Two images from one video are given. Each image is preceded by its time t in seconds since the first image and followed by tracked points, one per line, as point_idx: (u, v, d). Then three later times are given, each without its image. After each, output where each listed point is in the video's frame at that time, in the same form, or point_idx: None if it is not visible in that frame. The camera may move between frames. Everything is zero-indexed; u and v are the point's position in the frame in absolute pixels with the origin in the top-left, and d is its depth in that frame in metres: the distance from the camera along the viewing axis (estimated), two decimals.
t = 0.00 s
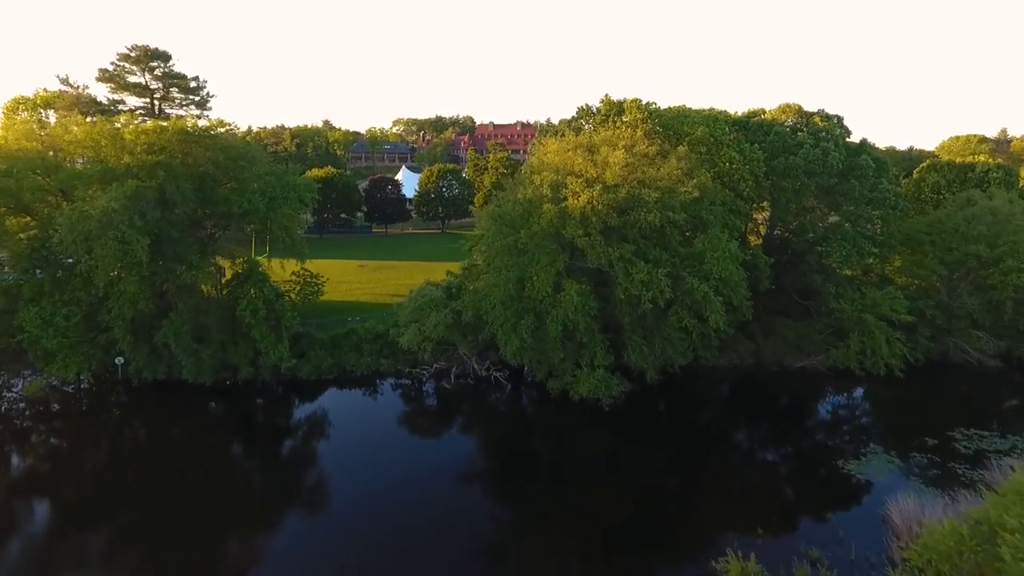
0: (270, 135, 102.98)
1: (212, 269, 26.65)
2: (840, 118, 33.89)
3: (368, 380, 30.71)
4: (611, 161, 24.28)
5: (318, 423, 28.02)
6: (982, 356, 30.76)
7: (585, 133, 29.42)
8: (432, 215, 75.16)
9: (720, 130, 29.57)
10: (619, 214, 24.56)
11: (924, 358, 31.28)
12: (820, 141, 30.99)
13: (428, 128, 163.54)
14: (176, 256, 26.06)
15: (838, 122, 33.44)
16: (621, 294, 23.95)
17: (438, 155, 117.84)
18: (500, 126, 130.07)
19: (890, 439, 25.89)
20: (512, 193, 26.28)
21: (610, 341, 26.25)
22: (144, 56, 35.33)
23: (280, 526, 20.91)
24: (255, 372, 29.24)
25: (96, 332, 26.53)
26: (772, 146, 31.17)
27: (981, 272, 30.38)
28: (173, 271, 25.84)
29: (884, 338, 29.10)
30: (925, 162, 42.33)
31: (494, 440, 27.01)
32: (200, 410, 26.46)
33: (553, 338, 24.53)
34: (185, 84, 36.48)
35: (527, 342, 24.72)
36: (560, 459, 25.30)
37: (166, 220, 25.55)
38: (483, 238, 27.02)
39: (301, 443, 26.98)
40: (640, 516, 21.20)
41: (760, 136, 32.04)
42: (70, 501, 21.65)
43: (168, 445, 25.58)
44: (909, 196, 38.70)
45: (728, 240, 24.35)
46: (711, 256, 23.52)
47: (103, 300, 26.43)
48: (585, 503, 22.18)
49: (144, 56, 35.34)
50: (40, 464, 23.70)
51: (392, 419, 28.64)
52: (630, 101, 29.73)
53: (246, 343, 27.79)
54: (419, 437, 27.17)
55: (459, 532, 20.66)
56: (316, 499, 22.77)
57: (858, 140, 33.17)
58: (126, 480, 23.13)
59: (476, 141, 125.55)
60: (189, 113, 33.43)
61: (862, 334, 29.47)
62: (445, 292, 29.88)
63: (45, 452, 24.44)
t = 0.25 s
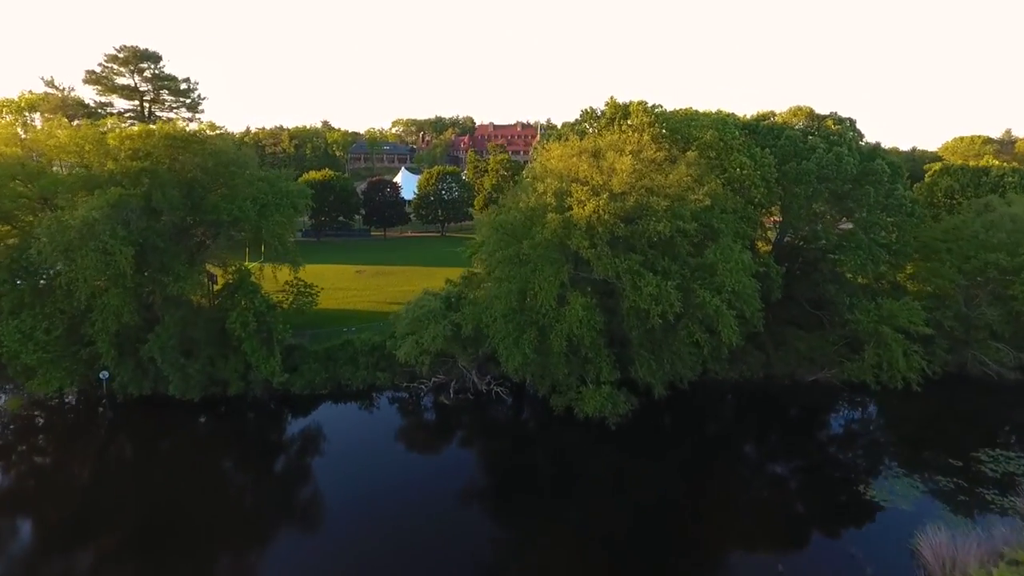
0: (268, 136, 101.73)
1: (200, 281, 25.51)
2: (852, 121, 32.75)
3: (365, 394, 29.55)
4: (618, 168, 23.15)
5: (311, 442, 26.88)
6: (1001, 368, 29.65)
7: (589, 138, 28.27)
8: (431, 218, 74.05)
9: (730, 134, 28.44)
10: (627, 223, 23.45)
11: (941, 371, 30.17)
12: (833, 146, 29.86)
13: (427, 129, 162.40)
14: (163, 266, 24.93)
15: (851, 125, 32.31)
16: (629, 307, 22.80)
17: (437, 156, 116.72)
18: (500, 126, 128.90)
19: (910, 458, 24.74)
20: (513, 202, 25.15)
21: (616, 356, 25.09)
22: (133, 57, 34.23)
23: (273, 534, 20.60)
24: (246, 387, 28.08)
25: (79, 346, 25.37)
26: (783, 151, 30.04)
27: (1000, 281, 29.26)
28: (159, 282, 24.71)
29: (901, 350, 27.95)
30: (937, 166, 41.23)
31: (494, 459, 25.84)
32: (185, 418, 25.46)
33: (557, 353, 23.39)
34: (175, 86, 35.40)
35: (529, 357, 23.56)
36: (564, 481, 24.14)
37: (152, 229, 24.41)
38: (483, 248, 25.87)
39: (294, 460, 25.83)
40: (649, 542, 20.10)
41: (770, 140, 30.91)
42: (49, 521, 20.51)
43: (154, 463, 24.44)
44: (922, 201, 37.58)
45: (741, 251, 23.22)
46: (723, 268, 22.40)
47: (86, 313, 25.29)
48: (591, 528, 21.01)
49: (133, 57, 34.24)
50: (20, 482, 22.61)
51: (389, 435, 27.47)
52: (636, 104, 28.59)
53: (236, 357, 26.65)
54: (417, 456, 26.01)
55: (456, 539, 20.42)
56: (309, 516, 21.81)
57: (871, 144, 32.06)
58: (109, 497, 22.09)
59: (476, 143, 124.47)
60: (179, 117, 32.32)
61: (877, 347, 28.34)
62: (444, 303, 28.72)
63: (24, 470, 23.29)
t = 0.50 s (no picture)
0: (266, 137, 100.45)
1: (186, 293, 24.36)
2: (866, 124, 31.60)
3: (360, 409, 28.38)
4: (625, 175, 22.02)
5: (305, 459, 25.72)
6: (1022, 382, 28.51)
7: (593, 143, 27.12)
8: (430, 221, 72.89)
9: (740, 139, 27.31)
10: (634, 233, 22.32)
11: (959, 385, 29.03)
12: (847, 151, 28.72)
13: (427, 130, 161.24)
14: (147, 278, 23.79)
15: (864, 129, 31.18)
16: (637, 321, 21.66)
17: (436, 158, 115.57)
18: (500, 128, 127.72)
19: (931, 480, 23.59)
20: (515, 212, 24.00)
21: (622, 372, 23.93)
22: (121, 59, 33.13)
23: (267, 543, 20.47)
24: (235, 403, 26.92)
25: (60, 362, 24.23)
26: (795, 156, 28.88)
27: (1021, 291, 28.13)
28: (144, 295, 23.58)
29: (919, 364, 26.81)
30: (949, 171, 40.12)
31: (495, 479, 24.70)
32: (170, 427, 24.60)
33: (561, 370, 22.25)
34: (165, 88, 34.27)
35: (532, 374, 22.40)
36: (568, 505, 22.99)
37: (136, 238, 23.27)
38: (484, 259, 24.74)
39: (286, 477, 24.79)
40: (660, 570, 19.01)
41: (781, 145, 29.77)
42: (30, 544, 19.58)
43: (140, 482, 23.33)
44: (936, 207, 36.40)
45: (755, 262, 22.08)
46: (737, 281, 21.27)
47: (67, 327, 24.15)
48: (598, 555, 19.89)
49: (121, 59, 33.14)
50: None
51: (385, 452, 26.30)
52: (643, 107, 27.43)
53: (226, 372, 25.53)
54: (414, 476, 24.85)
55: (449, 546, 20.29)
56: (303, 536, 20.92)
57: (885, 148, 30.92)
58: (94, 516, 21.23)
59: (475, 144, 123.35)
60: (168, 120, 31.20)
61: (894, 361, 27.20)
62: (442, 314, 27.53)
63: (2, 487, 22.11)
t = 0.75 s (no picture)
0: (265, 138, 99.13)
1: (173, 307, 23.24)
2: (880, 128, 30.45)
3: (354, 427, 27.20)
4: (632, 183, 20.90)
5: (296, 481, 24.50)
6: None
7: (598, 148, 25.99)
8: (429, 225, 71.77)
9: (750, 144, 26.18)
10: (642, 245, 21.19)
11: (978, 400, 27.86)
12: (862, 157, 27.59)
13: (426, 131, 160.11)
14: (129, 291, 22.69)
15: (878, 133, 30.03)
16: (646, 339, 20.52)
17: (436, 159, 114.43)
18: (500, 129, 126.60)
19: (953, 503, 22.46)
20: (517, 222, 22.87)
21: (629, 390, 22.78)
22: (107, 60, 32.00)
23: (256, 560, 19.87)
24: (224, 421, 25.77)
25: (39, 379, 23.10)
26: (807, 161, 27.71)
27: None
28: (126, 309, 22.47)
29: (938, 380, 25.63)
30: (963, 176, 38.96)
31: (496, 501, 23.53)
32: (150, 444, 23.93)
33: (565, 390, 21.08)
34: (154, 89, 33.14)
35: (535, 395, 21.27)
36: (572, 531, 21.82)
37: (117, 250, 22.17)
38: (483, 271, 23.58)
39: (278, 496, 23.70)
40: None
41: (793, 150, 28.62)
42: (7, 568, 18.61)
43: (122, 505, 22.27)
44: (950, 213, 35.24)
45: (769, 275, 20.94)
46: (751, 295, 20.13)
47: (46, 343, 23.03)
48: None
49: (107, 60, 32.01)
50: None
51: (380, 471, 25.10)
52: (649, 111, 26.28)
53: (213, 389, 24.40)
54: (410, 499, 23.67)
55: (441, 555, 20.20)
56: (294, 560, 19.87)
57: (900, 153, 29.77)
58: (73, 537, 20.29)
59: (475, 145, 122.22)
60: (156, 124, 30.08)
61: (911, 376, 26.05)
62: (440, 327, 26.41)
63: None
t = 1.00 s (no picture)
0: (263, 138, 97.62)
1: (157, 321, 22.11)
2: (894, 132, 29.32)
3: (348, 445, 26.02)
4: (641, 193, 19.78)
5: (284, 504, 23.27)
6: None
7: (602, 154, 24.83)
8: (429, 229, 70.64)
9: (761, 149, 25.04)
10: (651, 258, 20.06)
11: (999, 417, 26.70)
12: (877, 163, 26.46)
13: (426, 132, 159.07)
14: (109, 305, 21.58)
15: (893, 137, 28.89)
16: (655, 357, 19.37)
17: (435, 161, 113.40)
18: (500, 130, 125.57)
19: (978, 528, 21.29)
20: (518, 234, 21.76)
21: (637, 411, 21.62)
22: (93, 61, 30.87)
23: None
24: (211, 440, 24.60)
25: (14, 398, 21.95)
26: (821, 167, 26.56)
27: None
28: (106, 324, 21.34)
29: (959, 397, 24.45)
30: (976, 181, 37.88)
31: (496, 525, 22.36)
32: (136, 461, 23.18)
33: (569, 411, 19.89)
34: (141, 91, 31.97)
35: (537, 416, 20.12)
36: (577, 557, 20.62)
37: (96, 262, 21.07)
38: (483, 284, 22.39)
39: (267, 519, 22.55)
40: None
41: (805, 155, 27.47)
42: None
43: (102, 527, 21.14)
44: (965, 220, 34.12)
45: (785, 290, 19.82)
46: (767, 312, 18.99)
47: (22, 360, 21.89)
48: None
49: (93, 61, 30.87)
50: None
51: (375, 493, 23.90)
52: (656, 115, 25.13)
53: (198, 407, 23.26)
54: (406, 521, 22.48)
55: None
56: None
57: (916, 158, 28.62)
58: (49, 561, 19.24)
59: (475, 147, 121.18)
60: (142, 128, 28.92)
61: (930, 393, 24.89)
62: (437, 341, 25.26)
63: None
